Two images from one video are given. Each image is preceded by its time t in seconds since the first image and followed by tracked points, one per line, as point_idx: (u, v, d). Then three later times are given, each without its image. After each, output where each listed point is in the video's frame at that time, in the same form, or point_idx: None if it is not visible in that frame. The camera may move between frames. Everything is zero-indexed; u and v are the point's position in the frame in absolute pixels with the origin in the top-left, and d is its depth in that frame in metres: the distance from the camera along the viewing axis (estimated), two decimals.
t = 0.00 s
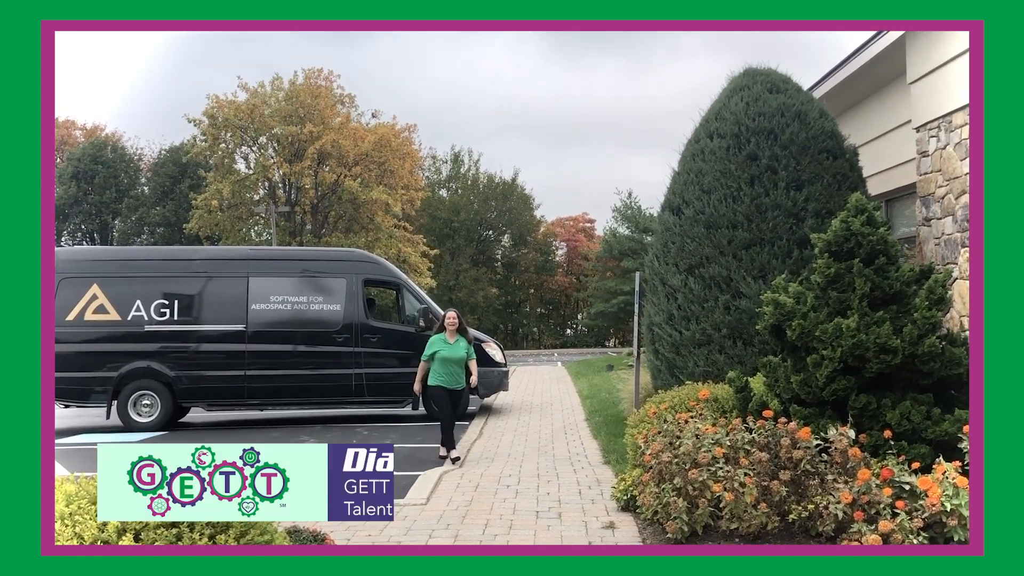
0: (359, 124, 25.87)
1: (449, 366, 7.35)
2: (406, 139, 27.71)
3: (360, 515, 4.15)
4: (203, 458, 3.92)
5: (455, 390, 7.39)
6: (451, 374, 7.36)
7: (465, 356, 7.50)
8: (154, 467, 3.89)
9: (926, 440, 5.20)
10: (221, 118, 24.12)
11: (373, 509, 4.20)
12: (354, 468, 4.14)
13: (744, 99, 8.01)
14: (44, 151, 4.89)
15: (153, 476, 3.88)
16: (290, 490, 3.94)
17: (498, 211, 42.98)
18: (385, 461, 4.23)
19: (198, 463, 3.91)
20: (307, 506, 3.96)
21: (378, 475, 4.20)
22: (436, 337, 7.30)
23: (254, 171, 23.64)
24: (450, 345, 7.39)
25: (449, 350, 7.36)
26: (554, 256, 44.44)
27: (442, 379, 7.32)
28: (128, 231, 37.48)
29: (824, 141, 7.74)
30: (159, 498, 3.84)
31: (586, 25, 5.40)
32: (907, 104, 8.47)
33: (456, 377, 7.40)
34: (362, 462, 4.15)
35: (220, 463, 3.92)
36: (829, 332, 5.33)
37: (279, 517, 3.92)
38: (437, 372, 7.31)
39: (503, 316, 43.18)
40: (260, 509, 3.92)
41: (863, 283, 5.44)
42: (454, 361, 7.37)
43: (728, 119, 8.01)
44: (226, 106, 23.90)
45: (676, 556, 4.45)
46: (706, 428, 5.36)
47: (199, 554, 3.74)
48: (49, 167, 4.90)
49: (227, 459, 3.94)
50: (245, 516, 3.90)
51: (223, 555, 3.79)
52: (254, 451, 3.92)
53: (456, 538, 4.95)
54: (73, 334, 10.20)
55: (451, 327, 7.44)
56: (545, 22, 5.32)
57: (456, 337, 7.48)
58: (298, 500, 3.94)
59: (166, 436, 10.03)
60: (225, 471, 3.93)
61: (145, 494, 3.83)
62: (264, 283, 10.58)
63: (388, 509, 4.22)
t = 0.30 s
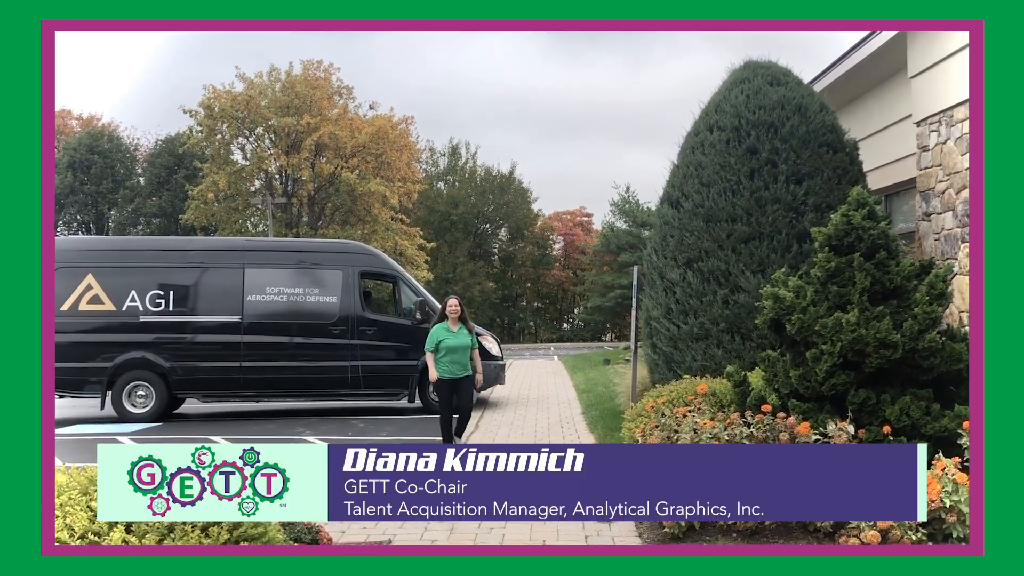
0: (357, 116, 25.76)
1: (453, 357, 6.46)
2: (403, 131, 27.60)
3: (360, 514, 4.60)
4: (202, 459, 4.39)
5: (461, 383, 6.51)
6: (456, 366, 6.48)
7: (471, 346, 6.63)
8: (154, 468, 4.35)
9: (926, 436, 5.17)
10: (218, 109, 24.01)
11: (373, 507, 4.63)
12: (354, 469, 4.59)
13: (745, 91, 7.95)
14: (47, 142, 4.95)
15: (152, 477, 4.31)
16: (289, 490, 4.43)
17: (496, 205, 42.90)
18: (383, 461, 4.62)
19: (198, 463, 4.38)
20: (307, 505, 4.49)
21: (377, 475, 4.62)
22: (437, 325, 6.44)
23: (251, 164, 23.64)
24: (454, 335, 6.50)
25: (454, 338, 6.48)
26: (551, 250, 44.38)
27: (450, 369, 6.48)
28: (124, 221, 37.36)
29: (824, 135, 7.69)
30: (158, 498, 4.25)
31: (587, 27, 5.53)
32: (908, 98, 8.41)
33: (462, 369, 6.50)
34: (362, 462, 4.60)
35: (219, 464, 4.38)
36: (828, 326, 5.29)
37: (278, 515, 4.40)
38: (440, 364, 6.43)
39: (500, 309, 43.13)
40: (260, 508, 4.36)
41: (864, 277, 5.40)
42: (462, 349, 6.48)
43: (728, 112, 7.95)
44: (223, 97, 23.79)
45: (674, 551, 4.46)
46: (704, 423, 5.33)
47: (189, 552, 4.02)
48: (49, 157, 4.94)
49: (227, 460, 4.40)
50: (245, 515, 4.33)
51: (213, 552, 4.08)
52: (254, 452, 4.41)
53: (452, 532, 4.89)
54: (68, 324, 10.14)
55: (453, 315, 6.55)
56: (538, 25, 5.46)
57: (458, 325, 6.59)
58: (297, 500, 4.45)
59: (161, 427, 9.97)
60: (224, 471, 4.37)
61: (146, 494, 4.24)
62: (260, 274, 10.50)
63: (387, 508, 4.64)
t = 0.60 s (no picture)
0: (352, 106, 25.60)
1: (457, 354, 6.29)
2: (399, 121, 27.45)
3: (360, 514, 4.57)
4: (202, 458, 4.33)
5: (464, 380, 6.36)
6: (459, 362, 6.32)
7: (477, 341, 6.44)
8: (154, 468, 4.29)
9: (924, 431, 5.16)
10: (212, 98, 23.83)
11: (373, 507, 4.61)
12: (354, 469, 4.56)
13: (744, 84, 7.91)
14: (47, 133, 4.89)
15: (152, 477, 4.26)
16: (289, 490, 4.38)
17: (491, 196, 42.81)
18: (383, 461, 4.60)
19: (198, 463, 4.32)
20: (307, 505, 4.44)
21: (377, 475, 4.60)
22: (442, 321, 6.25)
23: (245, 154, 23.50)
24: (458, 331, 6.31)
25: (459, 336, 6.28)
26: (546, 242, 44.33)
27: (449, 365, 6.33)
28: (117, 210, 37.15)
29: (823, 128, 7.65)
30: (158, 498, 4.20)
31: (590, 27, 5.31)
32: (907, 92, 8.38)
33: (466, 365, 6.34)
34: (362, 462, 4.57)
35: (219, 464, 4.33)
36: (828, 321, 5.27)
37: (278, 515, 4.35)
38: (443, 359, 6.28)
39: (495, 301, 43.10)
40: (260, 508, 4.30)
41: (864, 272, 5.37)
42: (465, 349, 6.30)
43: (727, 104, 7.91)
44: (217, 85, 23.60)
45: (680, 551, 4.45)
46: (703, 417, 5.32)
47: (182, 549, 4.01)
48: (48, 144, 4.89)
49: (227, 460, 4.35)
50: (245, 515, 4.26)
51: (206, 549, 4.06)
52: (254, 452, 4.37)
53: (450, 525, 4.89)
54: (62, 313, 10.07)
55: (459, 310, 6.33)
56: (545, 25, 5.26)
57: (464, 321, 6.38)
58: (298, 500, 4.40)
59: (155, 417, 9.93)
60: (224, 471, 4.32)
61: (146, 494, 4.19)
62: (255, 264, 10.43)
63: (387, 508, 4.63)
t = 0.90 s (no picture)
0: (345, 102, 25.48)
1: (461, 343, 6.01)
2: (391, 117, 27.32)
3: (360, 514, 4.54)
4: (202, 458, 4.31)
5: (469, 370, 6.07)
6: (463, 352, 6.03)
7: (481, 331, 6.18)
8: (154, 468, 4.28)
9: (927, 428, 5.13)
10: (204, 93, 23.66)
11: (373, 507, 4.58)
12: (354, 469, 4.53)
13: (742, 80, 7.86)
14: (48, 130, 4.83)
15: (152, 476, 4.24)
16: (289, 490, 4.36)
17: (484, 192, 42.72)
18: (383, 461, 4.56)
19: (198, 463, 4.30)
20: (307, 505, 4.41)
21: (377, 475, 4.57)
22: (445, 308, 6.03)
23: (237, 149, 23.35)
24: (462, 319, 6.07)
25: (461, 324, 6.04)
26: (539, 237, 44.26)
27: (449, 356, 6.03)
28: (109, 206, 36.92)
29: (821, 124, 7.61)
30: (158, 498, 4.17)
31: (595, 28, 5.32)
32: (904, 87, 8.37)
33: (471, 355, 6.05)
34: (362, 462, 4.54)
35: (219, 463, 4.31)
36: (830, 318, 5.23)
37: (278, 515, 4.32)
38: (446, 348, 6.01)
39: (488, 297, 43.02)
40: (260, 508, 4.28)
41: (865, 269, 5.33)
42: (466, 338, 6.02)
43: (725, 100, 7.86)
44: (209, 81, 23.45)
45: (688, 552, 4.38)
46: (705, 415, 5.29)
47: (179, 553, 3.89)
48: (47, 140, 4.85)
49: (227, 460, 4.34)
50: (245, 515, 4.23)
51: (207, 553, 3.96)
52: (254, 452, 4.36)
53: (450, 525, 4.84)
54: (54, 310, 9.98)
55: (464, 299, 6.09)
56: (540, 25, 5.25)
57: (470, 310, 6.12)
58: (298, 500, 4.37)
59: (150, 415, 9.85)
60: (224, 471, 4.30)
61: (146, 494, 4.16)
62: (249, 261, 10.35)
63: (387, 508, 4.59)
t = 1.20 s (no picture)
0: (337, 104, 25.41)
1: (463, 349, 5.99)
2: (383, 119, 27.25)
3: (360, 515, 4.50)
4: (202, 458, 4.29)
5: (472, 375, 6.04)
6: (466, 358, 6.00)
7: (485, 335, 6.12)
8: (154, 468, 4.26)
9: (929, 426, 5.11)
10: (195, 97, 23.56)
11: (373, 507, 4.54)
12: (354, 469, 4.49)
13: (738, 78, 7.84)
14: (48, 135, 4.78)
15: (152, 477, 4.23)
16: (289, 490, 4.34)
17: (477, 193, 42.68)
18: (383, 461, 4.52)
19: (198, 463, 4.28)
20: (307, 505, 4.39)
21: (377, 475, 4.52)
22: (444, 316, 6.02)
23: (230, 153, 23.26)
24: (462, 325, 6.03)
25: (462, 331, 6.01)
26: (533, 238, 44.23)
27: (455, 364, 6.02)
28: (101, 211, 36.76)
29: (818, 121, 7.60)
30: (158, 498, 4.16)
31: (594, 28, 5.31)
32: (900, 83, 8.38)
33: (474, 360, 6.01)
34: (362, 462, 4.50)
35: (219, 464, 4.29)
36: (831, 316, 5.22)
37: (278, 515, 4.32)
38: (449, 356, 6.00)
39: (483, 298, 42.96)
40: (260, 508, 4.28)
41: (866, 267, 5.31)
42: (469, 344, 5.99)
43: (721, 99, 7.84)
44: (201, 84, 23.36)
45: (688, 552, 4.35)
46: (707, 415, 5.28)
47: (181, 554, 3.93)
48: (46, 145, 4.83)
49: (227, 460, 4.31)
50: (245, 515, 4.24)
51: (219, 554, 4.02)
52: (254, 452, 4.32)
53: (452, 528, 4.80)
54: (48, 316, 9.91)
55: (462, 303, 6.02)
56: (537, 25, 5.22)
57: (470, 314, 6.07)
58: (298, 500, 4.35)
59: (146, 420, 9.78)
60: (224, 471, 4.28)
61: (146, 494, 4.16)
62: (243, 265, 10.29)
63: (387, 508, 4.55)
